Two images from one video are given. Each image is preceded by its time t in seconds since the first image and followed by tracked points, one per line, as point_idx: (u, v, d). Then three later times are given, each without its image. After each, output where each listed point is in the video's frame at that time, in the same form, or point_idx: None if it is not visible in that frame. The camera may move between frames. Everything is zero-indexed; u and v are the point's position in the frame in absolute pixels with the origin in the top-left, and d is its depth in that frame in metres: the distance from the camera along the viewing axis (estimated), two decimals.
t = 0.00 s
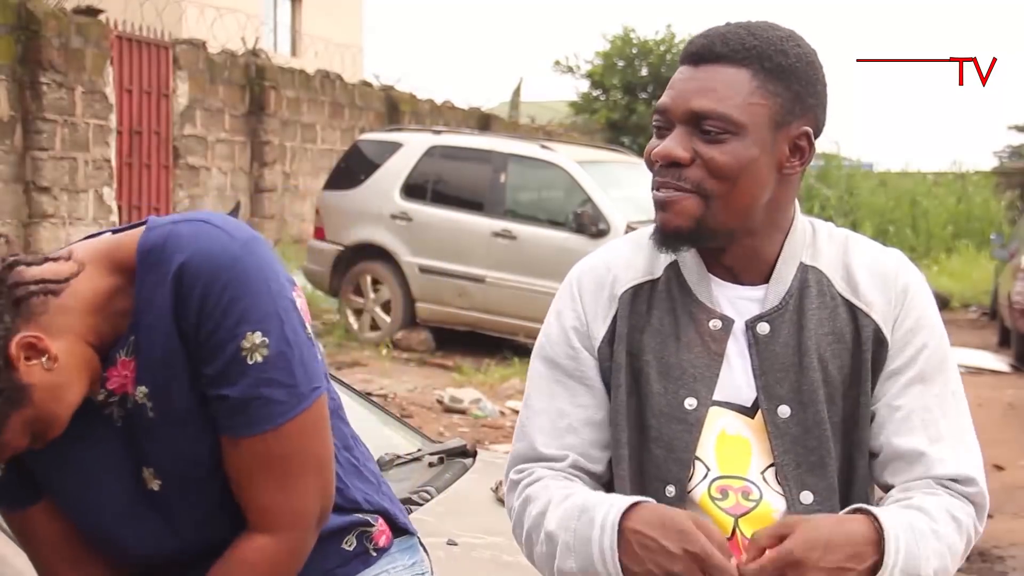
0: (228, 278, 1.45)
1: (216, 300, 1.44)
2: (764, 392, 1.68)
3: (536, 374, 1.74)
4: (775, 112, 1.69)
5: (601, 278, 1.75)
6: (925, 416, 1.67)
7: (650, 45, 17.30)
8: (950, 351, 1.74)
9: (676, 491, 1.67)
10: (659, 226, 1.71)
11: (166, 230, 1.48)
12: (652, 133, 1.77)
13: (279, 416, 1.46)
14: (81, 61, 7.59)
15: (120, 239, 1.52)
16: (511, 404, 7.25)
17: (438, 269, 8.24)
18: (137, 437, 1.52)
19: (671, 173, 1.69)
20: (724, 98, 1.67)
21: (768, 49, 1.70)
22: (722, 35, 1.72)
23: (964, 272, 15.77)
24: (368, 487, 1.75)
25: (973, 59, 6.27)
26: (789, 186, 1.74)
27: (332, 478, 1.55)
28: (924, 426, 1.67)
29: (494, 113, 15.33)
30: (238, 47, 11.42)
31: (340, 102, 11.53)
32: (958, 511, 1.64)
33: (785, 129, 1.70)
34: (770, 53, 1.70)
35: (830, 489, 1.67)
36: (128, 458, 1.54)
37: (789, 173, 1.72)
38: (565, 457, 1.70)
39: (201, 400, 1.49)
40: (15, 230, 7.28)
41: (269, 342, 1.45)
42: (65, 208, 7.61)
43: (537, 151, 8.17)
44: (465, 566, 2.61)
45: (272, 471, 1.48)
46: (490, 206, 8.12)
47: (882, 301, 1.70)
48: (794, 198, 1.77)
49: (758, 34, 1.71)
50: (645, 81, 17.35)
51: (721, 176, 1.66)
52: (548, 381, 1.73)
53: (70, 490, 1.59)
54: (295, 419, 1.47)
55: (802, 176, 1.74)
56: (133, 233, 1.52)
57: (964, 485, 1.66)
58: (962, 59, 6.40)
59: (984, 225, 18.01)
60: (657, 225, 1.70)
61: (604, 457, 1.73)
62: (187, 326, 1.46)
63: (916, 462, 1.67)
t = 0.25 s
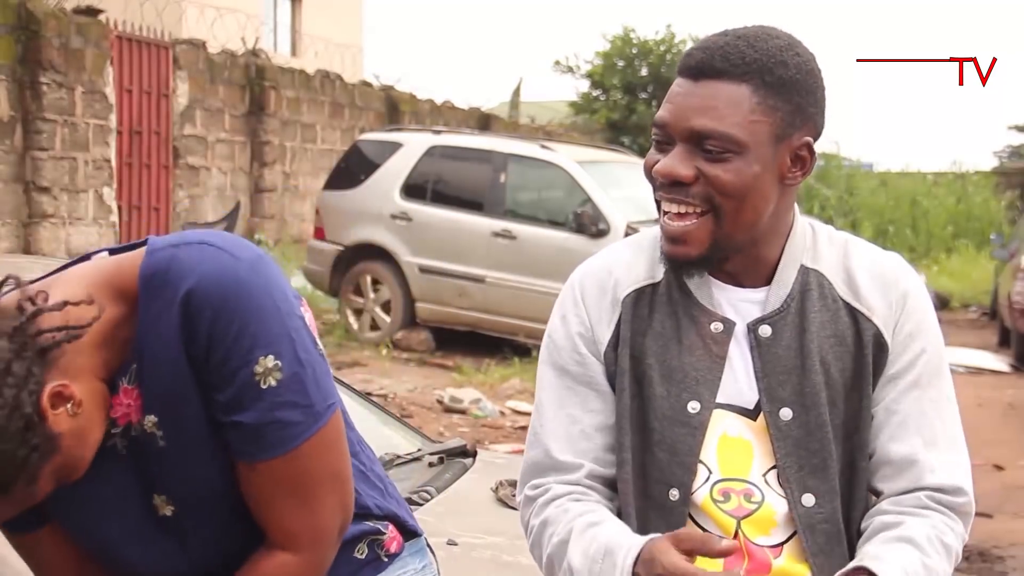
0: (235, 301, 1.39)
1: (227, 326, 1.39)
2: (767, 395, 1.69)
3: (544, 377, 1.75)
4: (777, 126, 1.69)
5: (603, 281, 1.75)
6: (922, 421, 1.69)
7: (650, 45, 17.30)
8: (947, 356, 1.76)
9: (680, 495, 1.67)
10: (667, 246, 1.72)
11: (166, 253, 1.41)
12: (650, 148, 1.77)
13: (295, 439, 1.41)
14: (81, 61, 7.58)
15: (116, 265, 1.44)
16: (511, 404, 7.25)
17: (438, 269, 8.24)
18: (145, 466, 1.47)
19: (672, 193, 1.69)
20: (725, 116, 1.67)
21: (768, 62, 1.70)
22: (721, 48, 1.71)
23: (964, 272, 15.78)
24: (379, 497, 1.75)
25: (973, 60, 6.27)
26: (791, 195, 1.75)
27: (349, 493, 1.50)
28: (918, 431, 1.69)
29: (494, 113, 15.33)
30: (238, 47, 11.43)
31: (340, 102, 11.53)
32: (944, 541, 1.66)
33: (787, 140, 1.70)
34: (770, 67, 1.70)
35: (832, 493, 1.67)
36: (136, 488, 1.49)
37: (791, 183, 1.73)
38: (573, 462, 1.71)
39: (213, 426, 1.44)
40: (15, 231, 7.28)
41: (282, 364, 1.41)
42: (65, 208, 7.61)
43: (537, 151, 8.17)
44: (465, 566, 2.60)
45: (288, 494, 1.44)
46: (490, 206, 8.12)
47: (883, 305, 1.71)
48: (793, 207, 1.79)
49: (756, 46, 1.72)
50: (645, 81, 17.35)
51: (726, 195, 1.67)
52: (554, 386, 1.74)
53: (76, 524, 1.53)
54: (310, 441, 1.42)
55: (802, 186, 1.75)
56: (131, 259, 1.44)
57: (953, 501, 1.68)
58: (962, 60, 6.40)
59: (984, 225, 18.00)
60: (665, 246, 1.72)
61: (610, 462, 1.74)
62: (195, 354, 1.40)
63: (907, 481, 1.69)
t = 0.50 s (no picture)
0: (248, 328, 1.36)
1: (241, 354, 1.36)
2: (779, 401, 1.75)
3: (551, 383, 1.81)
4: (788, 130, 1.75)
5: (610, 288, 1.81)
6: (934, 432, 1.77)
7: (650, 46, 17.28)
8: (952, 367, 1.85)
9: (685, 504, 1.72)
10: (685, 252, 1.79)
11: (174, 283, 1.37)
12: (661, 154, 1.82)
13: (313, 463, 1.40)
14: (81, 61, 7.58)
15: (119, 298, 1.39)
16: (511, 404, 7.25)
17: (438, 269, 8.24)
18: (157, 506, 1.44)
19: (688, 201, 1.76)
20: (738, 123, 1.73)
21: (778, 66, 1.76)
22: (730, 54, 1.76)
23: (964, 272, 15.77)
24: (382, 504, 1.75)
25: (973, 59, 6.26)
26: (802, 195, 1.83)
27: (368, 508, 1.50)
28: (930, 441, 1.77)
29: (494, 113, 15.31)
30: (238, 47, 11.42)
31: (340, 102, 11.52)
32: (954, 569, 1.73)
33: (799, 143, 1.77)
34: (779, 71, 1.76)
35: (842, 500, 1.73)
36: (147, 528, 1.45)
37: (803, 184, 1.80)
38: (582, 471, 1.77)
39: (228, 454, 1.42)
40: (15, 231, 7.28)
41: (299, 389, 1.39)
42: (65, 208, 7.61)
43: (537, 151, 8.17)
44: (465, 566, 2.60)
45: (309, 517, 1.43)
46: (490, 206, 8.12)
47: (893, 313, 1.79)
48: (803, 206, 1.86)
49: (764, 50, 1.77)
50: (645, 81, 17.34)
51: (743, 202, 1.74)
52: (562, 393, 1.79)
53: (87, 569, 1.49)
54: (330, 462, 1.41)
55: (813, 186, 1.83)
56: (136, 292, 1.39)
57: (965, 524, 1.76)
58: (962, 59, 6.39)
59: (984, 225, 17.97)
60: (684, 252, 1.79)
61: (615, 470, 1.80)
62: (212, 385, 1.38)
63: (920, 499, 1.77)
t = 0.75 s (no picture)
0: (275, 308, 1.39)
1: (269, 330, 1.39)
2: (792, 409, 1.82)
3: (564, 387, 1.86)
4: (809, 125, 1.81)
5: (623, 292, 1.85)
6: (940, 445, 1.86)
7: (650, 45, 17.27)
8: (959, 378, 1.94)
9: (692, 512, 1.80)
10: (703, 247, 1.83)
11: (202, 260, 1.39)
12: (681, 153, 1.88)
13: (332, 442, 1.42)
14: (81, 62, 7.59)
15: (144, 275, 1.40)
16: (511, 404, 7.25)
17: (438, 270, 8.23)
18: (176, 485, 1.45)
19: (711, 199, 1.81)
20: (759, 120, 1.78)
21: (798, 62, 1.81)
22: (750, 51, 1.82)
23: (964, 272, 15.76)
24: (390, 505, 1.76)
25: (973, 59, 6.26)
26: (823, 191, 1.88)
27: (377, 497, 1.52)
28: (934, 454, 1.86)
29: (494, 113, 15.31)
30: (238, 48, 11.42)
31: (339, 102, 11.52)
32: None
33: (820, 140, 1.82)
34: (799, 67, 1.81)
35: (849, 510, 1.81)
36: (163, 506, 1.45)
37: (825, 180, 1.86)
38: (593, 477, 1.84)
39: (249, 434, 1.43)
40: (15, 231, 7.28)
41: (323, 368, 1.41)
42: (65, 208, 7.61)
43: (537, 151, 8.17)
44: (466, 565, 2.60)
45: (324, 498, 1.44)
46: (490, 206, 8.12)
47: (908, 324, 1.86)
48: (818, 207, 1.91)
49: (784, 46, 1.83)
50: (644, 81, 17.32)
51: (762, 197, 1.79)
52: (574, 397, 1.85)
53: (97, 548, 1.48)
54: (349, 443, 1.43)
55: (834, 181, 1.88)
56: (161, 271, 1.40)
57: (962, 547, 1.85)
58: (962, 59, 6.39)
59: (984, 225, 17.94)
60: (702, 247, 1.83)
61: (623, 474, 1.87)
62: (238, 360, 1.40)
63: (922, 515, 1.85)
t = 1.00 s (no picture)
0: (325, 261, 1.69)
1: (314, 280, 1.68)
2: (800, 412, 1.82)
3: (569, 386, 1.86)
4: (822, 126, 1.81)
5: (632, 292, 1.85)
6: (947, 451, 1.86)
7: (650, 45, 17.27)
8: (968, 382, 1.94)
9: (696, 515, 1.80)
10: (711, 245, 1.83)
11: (265, 215, 1.71)
12: (691, 151, 1.88)
13: (350, 398, 1.68)
14: (81, 61, 7.58)
15: (210, 225, 1.70)
16: (511, 404, 7.25)
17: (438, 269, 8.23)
18: (203, 415, 1.69)
19: (720, 198, 1.81)
20: (770, 119, 1.78)
21: (813, 61, 1.82)
22: (764, 49, 1.82)
23: (964, 272, 15.77)
24: (394, 493, 1.94)
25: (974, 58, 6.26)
26: (834, 192, 1.88)
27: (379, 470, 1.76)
28: (941, 459, 1.86)
29: (493, 113, 15.31)
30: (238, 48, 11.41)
31: (339, 102, 11.52)
32: None
33: (833, 140, 1.82)
34: (814, 66, 1.82)
35: (854, 515, 1.82)
36: (193, 433, 1.69)
37: (837, 182, 1.86)
38: (598, 478, 1.84)
39: (278, 375, 1.70)
40: (15, 230, 7.28)
41: (355, 327, 1.69)
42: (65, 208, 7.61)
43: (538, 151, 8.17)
44: (468, 565, 2.60)
45: (336, 451, 1.69)
46: (490, 206, 8.12)
47: (919, 329, 1.86)
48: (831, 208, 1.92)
49: (799, 45, 1.83)
50: (644, 81, 17.32)
51: (773, 197, 1.79)
52: (580, 397, 1.85)
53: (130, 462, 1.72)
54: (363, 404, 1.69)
55: (847, 183, 1.88)
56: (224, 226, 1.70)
57: (967, 553, 1.85)
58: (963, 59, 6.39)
59: (984, 225, 17.92)
60: (710, 245, 1.83)
61: (629, 476, 1.88)
62: (276, 311, 1.68)
63: (927, 521, 1.85)
